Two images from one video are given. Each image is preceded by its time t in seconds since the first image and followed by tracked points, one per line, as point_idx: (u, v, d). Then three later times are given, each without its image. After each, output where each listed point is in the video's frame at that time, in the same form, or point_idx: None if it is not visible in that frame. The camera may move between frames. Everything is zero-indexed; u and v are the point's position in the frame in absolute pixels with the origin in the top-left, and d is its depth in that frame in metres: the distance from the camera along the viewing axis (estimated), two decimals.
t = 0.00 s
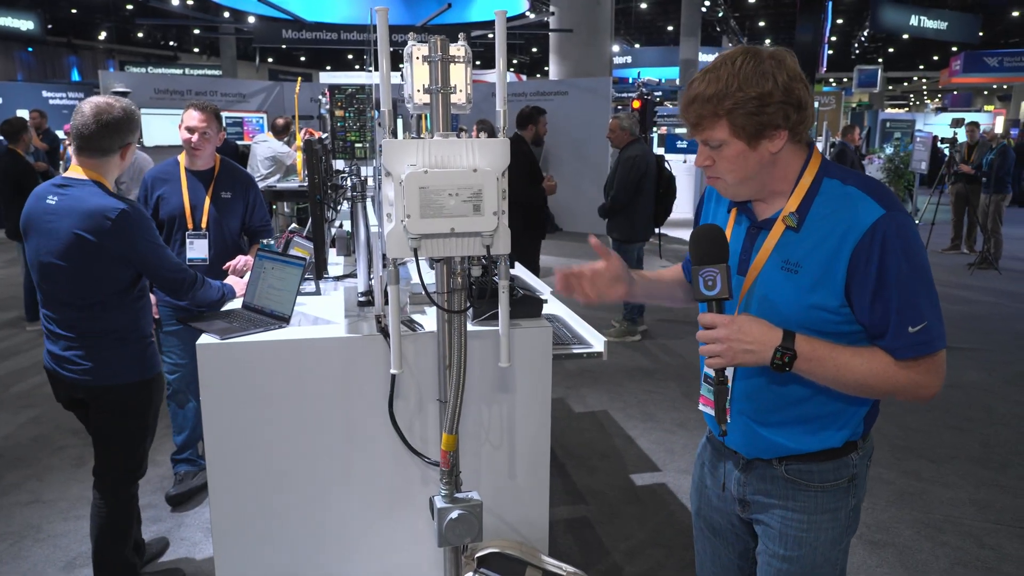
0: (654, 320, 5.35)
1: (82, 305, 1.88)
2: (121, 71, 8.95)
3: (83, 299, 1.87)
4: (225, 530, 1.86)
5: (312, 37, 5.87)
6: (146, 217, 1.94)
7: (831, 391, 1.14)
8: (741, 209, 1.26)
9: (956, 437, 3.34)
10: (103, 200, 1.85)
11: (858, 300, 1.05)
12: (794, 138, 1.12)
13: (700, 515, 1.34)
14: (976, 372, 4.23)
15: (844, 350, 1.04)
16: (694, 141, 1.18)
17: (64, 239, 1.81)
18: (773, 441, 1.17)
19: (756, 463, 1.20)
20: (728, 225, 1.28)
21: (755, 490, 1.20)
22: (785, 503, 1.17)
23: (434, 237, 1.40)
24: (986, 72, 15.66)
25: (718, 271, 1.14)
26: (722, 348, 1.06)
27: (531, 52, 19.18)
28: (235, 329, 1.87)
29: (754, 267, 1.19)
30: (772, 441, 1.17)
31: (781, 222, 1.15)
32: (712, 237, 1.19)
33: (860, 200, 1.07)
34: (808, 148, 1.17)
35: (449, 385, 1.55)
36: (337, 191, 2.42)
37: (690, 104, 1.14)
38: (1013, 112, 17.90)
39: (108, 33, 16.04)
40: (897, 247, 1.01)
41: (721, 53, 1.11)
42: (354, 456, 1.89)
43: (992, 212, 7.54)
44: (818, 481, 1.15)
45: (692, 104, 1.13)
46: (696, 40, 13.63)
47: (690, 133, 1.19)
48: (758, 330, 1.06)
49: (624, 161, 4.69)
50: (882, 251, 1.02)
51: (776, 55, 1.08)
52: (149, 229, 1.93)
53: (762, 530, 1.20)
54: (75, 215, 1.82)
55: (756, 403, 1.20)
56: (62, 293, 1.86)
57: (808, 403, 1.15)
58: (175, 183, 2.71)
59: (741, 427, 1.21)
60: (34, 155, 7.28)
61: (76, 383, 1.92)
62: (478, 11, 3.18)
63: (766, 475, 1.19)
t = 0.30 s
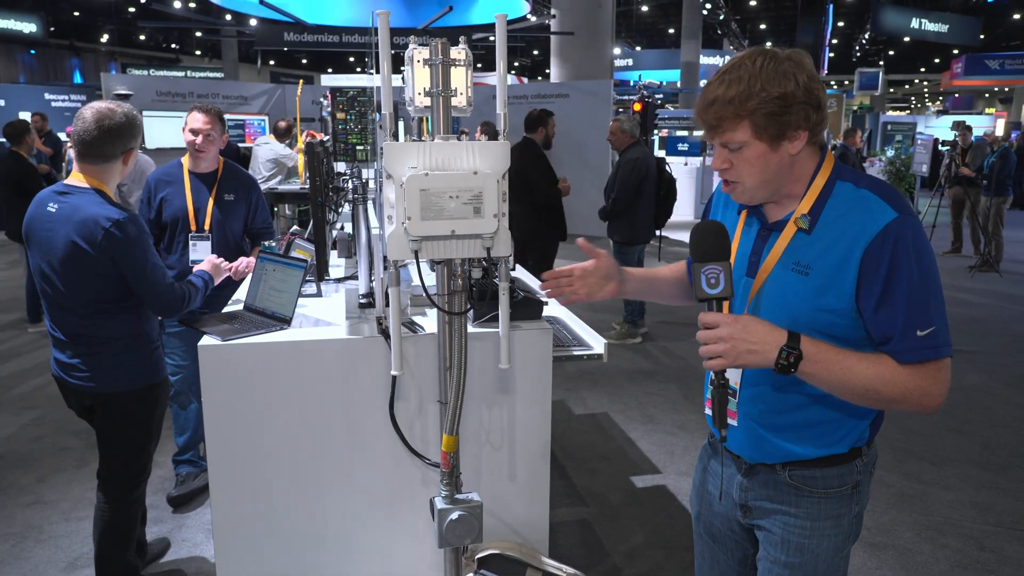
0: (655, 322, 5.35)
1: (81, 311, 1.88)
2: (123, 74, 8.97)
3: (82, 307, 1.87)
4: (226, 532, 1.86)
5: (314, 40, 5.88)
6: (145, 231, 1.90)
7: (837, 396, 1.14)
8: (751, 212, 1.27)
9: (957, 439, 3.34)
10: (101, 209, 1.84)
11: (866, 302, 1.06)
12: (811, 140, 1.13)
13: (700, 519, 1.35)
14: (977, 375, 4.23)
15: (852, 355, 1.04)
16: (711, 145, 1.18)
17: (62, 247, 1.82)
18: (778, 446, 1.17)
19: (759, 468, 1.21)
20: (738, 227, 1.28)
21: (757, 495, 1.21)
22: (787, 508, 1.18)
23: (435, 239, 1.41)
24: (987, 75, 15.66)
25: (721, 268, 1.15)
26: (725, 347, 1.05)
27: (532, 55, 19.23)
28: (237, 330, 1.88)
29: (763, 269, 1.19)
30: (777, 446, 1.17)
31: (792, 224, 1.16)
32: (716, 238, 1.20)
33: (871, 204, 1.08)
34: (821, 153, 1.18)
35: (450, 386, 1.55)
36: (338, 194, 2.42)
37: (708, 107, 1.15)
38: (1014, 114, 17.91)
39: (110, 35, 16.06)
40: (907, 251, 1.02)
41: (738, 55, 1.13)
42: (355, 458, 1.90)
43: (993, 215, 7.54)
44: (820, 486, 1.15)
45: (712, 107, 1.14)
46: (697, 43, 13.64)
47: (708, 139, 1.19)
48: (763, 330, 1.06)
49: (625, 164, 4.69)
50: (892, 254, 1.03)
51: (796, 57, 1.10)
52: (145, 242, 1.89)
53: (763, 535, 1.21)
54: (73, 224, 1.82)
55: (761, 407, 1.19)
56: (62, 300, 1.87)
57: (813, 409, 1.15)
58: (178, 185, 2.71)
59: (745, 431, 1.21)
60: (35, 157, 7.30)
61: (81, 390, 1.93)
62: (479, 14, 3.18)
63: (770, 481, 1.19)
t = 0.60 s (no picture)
0: (657, 323, 5.35)
1: (79, 315, 1.89)
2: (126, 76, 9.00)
3: (78, 311, 1.88)
4: (230, 533, 1.87)
5: (316, 42, 5.88)
6: (141, 236, 1.88)
7: (844, 396, 1.15)
8: (758, 210, 1.27)
9: (959, 441, 3.33)
10: (98, 213, 1.85)
11: (874, 304, 1.06)
12: (812, 138, 1.13)
13: (702, 521, 1.35)
14: (979, 376, 4.22)
15: (864, 357, 1.04)
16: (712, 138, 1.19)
17: (59, 250, 1.84)
18: (783, 447, 1.17)
19: (762, 470, 1.21)
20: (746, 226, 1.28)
21: (760, 498, 1.21)
22: (790, 511, 1.18)
23: (436, 240, 1.41)
24: (990, 76, 15.64)
25: (733, 269, 1.14)
26: (735, 344, 1.06)
27: (535, 57, 19.26)
28: (240, 332, 1.89)
29: (769, 268, 1.19)
30: (782, 447, 1.17)
31: (799, 224, 1.16)
32: (726, 236, 1.19)
33: (880, 204, 1.09)
34: (828, 152, 1.18)
35: (452, 386, 1.56)
36: (340, 195, 2.42)
37: (709, 99, 1.16)
38: (1017, 116, 17.86)
39: (114, 38, 16.12)
40: (916, 252, 1.03)
41: (741, 53, 1.13)
42: (357, 460, 1.91)
43: (997, 216, 7.52)
44: (824, 490, 1.16)
45: (712, 100, 1.15)
46: (699, 44, 13.65)
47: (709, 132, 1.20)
48: (773, 330, 1.06)
49: (627, 165, 4.68)
50: (901, 255, 1.04)
51: (797, 54, 1.10)
52: (139, 248, 1.86)
53: (766, 538, 1.21)
54: (68, 228, 1.84)
55: (767, 407, 1.20)
56: (62, 303, 1.89)
57: (820, 410, 1.16)
58: (182, 187, 2.73)
59: (749, 432, 1.22)
60: (39, 160, 7.32)
61: (83, 393, 1.94)
62: (481, 16, 3.18)
63: (773, 483, 1.19)
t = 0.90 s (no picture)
0: (657, 324, 5.35)
1: (76, 317, 1.90)
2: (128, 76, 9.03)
3: (75, 312, 1.89)
4: (231, 532, 1.88)
5: (317, 43, 5.90)
6: (135, 240, 1.88)
7: (846, 396, 1.15)
8: (761, 210, 1.28)
9: (959, 442, 3.34)
10: (93, 216, 1.85)
11: (874, 302, 1.06)
12: (818, 140, 1.13)
13: (704, 521, 1.35)
14: (980, 377, 4.22)
15: (863, 354, 1.05)
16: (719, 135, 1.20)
17: (57, 252, 1.86)
18: (785, 446, 1.17)
19: (764, 471, 1.21)
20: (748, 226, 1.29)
21: (762, 497, 1.21)
22: (791, 511, 1.18)
23: (436, 240, 1.42)
24: (991, 77, 15.63)
25: (733, 264, 1.15)
26: (736, 340, 1.06)
27: (536, 58, 19.26)
28: (242, 331, 1.89)
29: (772, 268, 1.20)
30: (784, 447, 1.17)
31: (802, 223, 1.16)
32: (733, 233, 1.18)
33: (881, 204, 1.09)
34: (831, 153, 1.19)
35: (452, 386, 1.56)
36: (341, 195, 2.43)
37: (716, 96, 1.16)
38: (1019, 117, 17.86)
39: (116, 38, 16.15)
40: (916, 250, 1.03)
41: (750, 52, 1.13)
42: (359, 460, 1.91)
43: (998, 218, 7.51)
44: (826, 489, 1.16)
45: (720, 98, 1.15)
46: (701, 45, 13.66)
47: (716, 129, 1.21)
48: (774, 327, 1.06)
49: (628, 165, 4.68)
50: (901, 254, 1.04)
51: (805, 55, 1.10)
52: (133, 252, 1.86)
53: (767, 538, 1.21)
54: (65, 230, 1.84)
55: (770, 406, 1.20)
56: (61, 305, 1.91)
57: (823, 408, 1.16)
58: (184, 187, 2.74)
59: (751, 431, 1.22)
60: (41, 160, 7.35)
61: (83, 393, 1.95)
62: (482, 16, 3.19)
63: (775, 484, 1.20)
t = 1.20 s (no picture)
0: (657, 324, 5.35)
1: (79, 314, 1.90)
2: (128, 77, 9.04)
3: (78, 310, 1.90)
4: (231, 531, 1.88)
5: (317, 43, 5.90)
6: (138, 239, 1.89)
7: (846, 392, 1.15)
8: (760, 208, 1.28)
9: (959, 441, 3.33)
10: (96, 214, 1.85)
11: (874, 299, 1.07)
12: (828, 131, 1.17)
13: (703, 519, 1.36)
14: (981, 377, 4.21)
15: (860, 350, 1.05)
16: (733, 124, 1.18)
17: (59, 250, 1.86)
18: (783, 442, 1.18)
19: (762, 467, 1.22)
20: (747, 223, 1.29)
21: (760, 494, 1.22)
22: (789, 507, 1.18)
23: (436, 239, 1.42)
24: (991, 76, 15.61)
25: (737, 260, 1.13)
26: (734, 333, 1.07)
27: (537, 58, 19.26)
28: (242, 331, 1.89)
29: (770, 265, 1.20)
30: (783, 444, 1.18)
31: (801, 220, 1.16)
32: (736, 227, 1.18)
33: (881, 201, 1.09)
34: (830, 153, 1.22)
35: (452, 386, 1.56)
36: (341, 195, 2.43)
37: (735, 82, 1.16)
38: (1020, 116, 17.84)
39: (115, 38, 16.16)
40: (916, 248, 1.03)
41: (765, 44, 1.17)
42: (359, 459, 1.92)
43: (998, 217, 7.49)
44: (823, 486, 1.16)
45: (741, 82, 1.14)
46: (701, 45, 13.65)
47: (728, 119, 1.19)
48: (773, 322, 1.06)
49: (628, 165, 4.69)
50: (901, 251, 1.04)
51: (820, 49, 1.15)
52: (136, 251, 1.87)
53: (766, 534, 1.21)
54: (67, 229, 1.85)
55: (768, 401, 1.21)
56: (64, 302, 1.91)
57: (821, 404, 1.16)
58: (183, 187, 2.74)
59: (751, 428, 1.22)
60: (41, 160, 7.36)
61: (84, 390, 1.96)
62: (482, 17, 3.20)
63: (773, 480, 1.20)
